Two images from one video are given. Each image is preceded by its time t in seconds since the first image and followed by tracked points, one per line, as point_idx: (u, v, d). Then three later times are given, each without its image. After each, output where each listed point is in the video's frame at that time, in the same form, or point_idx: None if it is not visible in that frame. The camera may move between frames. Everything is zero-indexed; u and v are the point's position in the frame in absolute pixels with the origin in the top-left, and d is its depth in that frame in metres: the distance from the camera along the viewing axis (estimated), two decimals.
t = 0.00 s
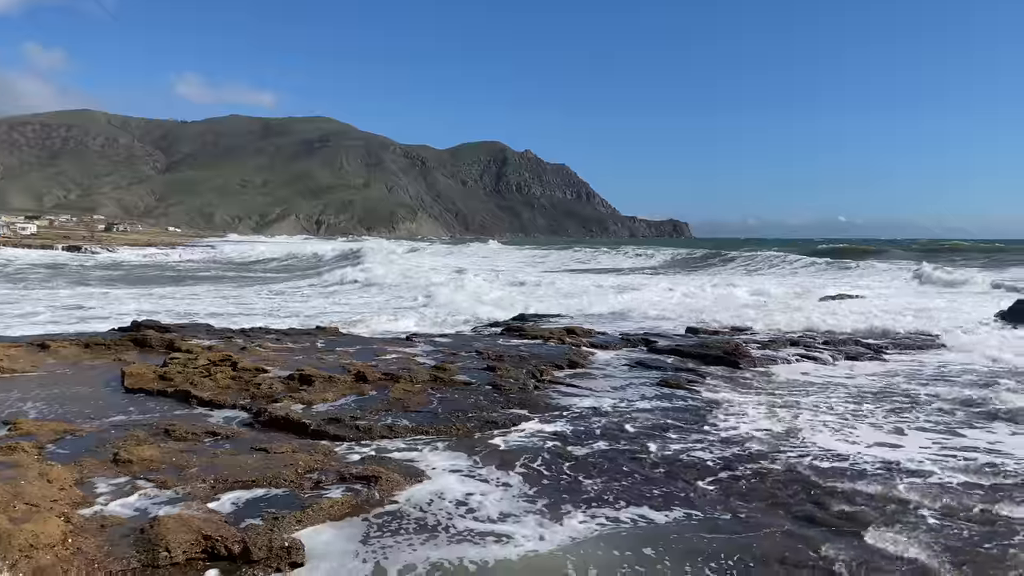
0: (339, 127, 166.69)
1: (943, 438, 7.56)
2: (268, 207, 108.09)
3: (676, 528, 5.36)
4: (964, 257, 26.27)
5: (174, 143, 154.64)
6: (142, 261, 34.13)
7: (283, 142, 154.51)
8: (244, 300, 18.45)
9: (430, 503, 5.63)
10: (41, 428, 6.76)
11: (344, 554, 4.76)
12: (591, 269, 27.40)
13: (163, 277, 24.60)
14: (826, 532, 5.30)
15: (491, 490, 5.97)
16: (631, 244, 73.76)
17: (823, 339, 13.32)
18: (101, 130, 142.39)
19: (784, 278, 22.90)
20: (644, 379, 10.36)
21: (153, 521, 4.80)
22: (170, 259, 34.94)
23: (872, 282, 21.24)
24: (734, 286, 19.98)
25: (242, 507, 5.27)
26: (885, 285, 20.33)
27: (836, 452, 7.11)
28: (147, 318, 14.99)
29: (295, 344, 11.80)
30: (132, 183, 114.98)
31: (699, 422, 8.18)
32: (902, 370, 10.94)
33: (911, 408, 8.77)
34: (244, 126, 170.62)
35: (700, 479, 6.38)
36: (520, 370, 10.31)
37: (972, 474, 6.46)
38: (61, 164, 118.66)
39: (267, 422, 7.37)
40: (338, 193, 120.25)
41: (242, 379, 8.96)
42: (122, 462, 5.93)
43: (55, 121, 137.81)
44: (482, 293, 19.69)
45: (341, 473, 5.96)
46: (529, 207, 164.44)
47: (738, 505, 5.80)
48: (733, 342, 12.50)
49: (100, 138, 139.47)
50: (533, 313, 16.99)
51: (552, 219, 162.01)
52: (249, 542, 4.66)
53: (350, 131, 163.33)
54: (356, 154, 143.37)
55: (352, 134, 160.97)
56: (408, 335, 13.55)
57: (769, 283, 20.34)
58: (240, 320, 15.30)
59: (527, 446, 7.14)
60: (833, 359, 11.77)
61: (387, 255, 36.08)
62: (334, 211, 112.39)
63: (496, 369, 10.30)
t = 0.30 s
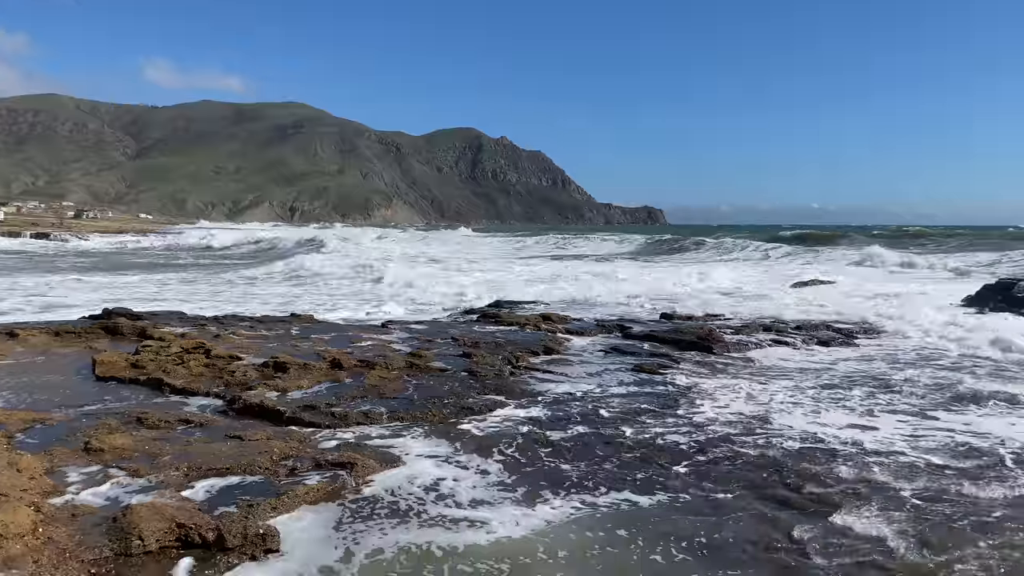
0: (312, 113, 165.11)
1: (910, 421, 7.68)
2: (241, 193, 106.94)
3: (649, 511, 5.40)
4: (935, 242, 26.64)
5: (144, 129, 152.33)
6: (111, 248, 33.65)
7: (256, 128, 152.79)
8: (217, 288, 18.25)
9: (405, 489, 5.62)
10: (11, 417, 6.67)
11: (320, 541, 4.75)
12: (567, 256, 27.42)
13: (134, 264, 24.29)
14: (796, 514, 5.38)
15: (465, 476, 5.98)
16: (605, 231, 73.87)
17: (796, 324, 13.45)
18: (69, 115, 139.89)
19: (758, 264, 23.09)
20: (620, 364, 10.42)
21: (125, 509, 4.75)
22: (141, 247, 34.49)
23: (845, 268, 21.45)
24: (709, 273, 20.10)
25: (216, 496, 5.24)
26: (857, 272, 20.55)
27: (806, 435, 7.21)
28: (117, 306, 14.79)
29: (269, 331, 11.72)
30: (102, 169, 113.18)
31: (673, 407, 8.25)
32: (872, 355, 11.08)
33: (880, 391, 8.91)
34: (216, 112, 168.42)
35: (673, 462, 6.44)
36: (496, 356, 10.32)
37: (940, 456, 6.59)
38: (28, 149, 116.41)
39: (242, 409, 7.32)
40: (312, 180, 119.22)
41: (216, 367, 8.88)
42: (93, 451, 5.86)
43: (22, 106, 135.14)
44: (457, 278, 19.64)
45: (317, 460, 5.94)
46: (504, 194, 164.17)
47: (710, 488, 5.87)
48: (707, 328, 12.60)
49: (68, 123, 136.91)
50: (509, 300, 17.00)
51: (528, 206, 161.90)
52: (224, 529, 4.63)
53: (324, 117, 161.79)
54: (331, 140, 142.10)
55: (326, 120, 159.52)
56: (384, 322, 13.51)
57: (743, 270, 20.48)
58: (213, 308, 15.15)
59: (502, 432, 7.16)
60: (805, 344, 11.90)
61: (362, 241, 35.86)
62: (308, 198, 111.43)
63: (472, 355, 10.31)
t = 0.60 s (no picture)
0: (277, 97, 162.92)
1: (872, 402, 7.82)
2: (205, 179, 105.32)
3: (616, 493, 5.45)
4: (895, 226, 27.10)
5: (104, 112, 149.22)
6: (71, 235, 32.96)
7: (220, 112, 150.41)
8: (181, 274, 17.99)
9: (373, 475, 5.61)
10: None
11: (287, 529, 4.73)
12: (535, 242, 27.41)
13: (94, 251, 23.81)
14: (758, 494, 5.46)
15: (433, 461, 5.98)
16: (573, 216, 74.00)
17: (761, 308, 13.60)
18: (26, 98, 136.47)
19: (724, 250, 23.28)
20: (588, 349, 10.46)
21: (88, 499, 4.69)
22: (101, 233, 33.88)
23: (809, 253, 21.71)
24: (676, 258, 20.22)
25: (180, 484, 5.19)
26: (821, 257, 20.82)
27: (771, 417, 7.30)
28: (77, 293, 14.52)
29: (234, 318, 11.58)
30: (60, 154, 110.76)
31: (641, 391, 8.31)
32: (836, 338, 11.25)
33: (843, 373, 9.05)
34: (178, 96, 165.42)
35: (641, 445, 6.50)
36: (464, 341, 10.31)
37: (899, 436, 6.72)
38: None
39: (207, 397, 7.24)
40: (277, 166, 117.78)
41: (180, 355, 8.77)
42: (54, 440, 5.77)
43: None
44: (426, 264, 19.55)
45: (284, 447, 5.90)
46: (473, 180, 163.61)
47: (676, 470, 5.93)
48: (675, 313, 12.69)
49: (25, 107, 133.60)
50: (477, 286, 16.97)
51: (496, 192, 161.56)
52: (190, 517, 4.59)
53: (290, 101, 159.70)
54: (296, 125, 140.34)
55: (292, 104, 157.45)
56: (351, 308, 13.42)
57: (709, 256, 20.64)
58: (177, 294, 14.94)
59: (471, 416, 7.17)
60: (770, 328, 12.05)
61: (329, 227, 35.53)
62: (274, 184, 110.09)
63: (440, 341, 10.28)
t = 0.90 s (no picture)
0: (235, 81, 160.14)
1: (829, 385, 7.96)
2: (161, 164, 103.28)
3: (577, 478, 5.49)
4: (850, 211, 27.58)
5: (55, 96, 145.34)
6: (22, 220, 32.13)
7: (175, 96, 147.40)
8: (137, 262, 17.64)
9: (334, 463, 5.58)
10: None
11: (245, 518, 4.69)
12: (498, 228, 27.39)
13: (47, 238, 23.25)
14: (717, 476, 5.53)
15: (395, 448, 5.96)
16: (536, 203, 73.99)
17: (721, 293, 13.76)
18: None
19: (684, 236, 23.49)
20: (551, 335, 10.50)
21: (40, 491, 4.58)
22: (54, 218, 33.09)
23: (770, 239, 22.00)
24: (638, 244, 20.36)
25: (136, 475, 5.10)
26: (781, 242, 21.11)
27: (730, 400, 7.40)
28: (28, 282, 14.17)
29: (192, 307, 11.40)
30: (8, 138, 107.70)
31: (603, 375, 8.36)
32: (794, 322, 11.44)
33: (801, 357, 9.20)
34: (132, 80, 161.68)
35: (603, 429, 6.55)
36: (426, 328, 10.28)
37: (853, 417, 6.86)
38: None
39: (164, 386, 7.13)
40: (235, 151, 115.93)
41: (135, 344, 8.61)
42: (4, 432, 5.63)
43: None
44: (388, 249, 19.42)
45: (243, 436, 5.84)
46: (435, 166, 162.72)
47: (637, 454, 5.99)
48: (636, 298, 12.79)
49: None
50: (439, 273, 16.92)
51: (458, 178, 160.92)
52: (146, 509, 4.52)
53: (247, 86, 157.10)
54: (254, 109, 138.09)
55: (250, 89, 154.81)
56: (311, 296, 13.29)
57: (670, 242, 20.82)
58: (132, 283, 14.65)
59: (433, 403, 7.15)
60: (730, 312, 12.20)
61: (290, 212, 35.09)
62: (231, 169, 108.35)
63: (402, 328, 10.24)
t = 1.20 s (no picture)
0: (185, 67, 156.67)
1: (780, 370, 8.11)
2: (108, 151, 100.72)
3: (534, 465, 5.51)
4: (802, 198, 28.05)
5: None
6: None
7: (123, 81, 143.69)
8: (84, 253, 17.19)
9: (288, 455, 5.52)
10: None
11: (196, 512, 4.62)
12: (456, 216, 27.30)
13: None
14: (672, 460, 5.61)
15: (351, 439, 5.92)
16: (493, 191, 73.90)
17: (678, 281, 13.89)
18: None
19: (639, 223, 23.67)
20: (508, 323, 10.51)
21: None
22: None
23: (724, 227, 22.27)
24: (595, 232, 20.47)
25: (83, 471, 4.99)
26: (735, 230, 21.39)
27: (685, 385, 7.49)
28: None
29: (141, 298, 11.16)
30: None
31: (561, 363, 8.40)
32: (747, 308, 11.60)
33: (754, 342, 9.35)
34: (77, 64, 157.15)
35: (559, 416, 6.59)
36: (383, 318, 10.21)
37: (803, 401, 6.99)
38: None
39: (112, 379, 6.98)
40: (186, 139, 113.59)
41: (82, 336, 8.40)
42: None
43: None
44: (344, 238, 19.21)
45: (195, 429, 5.75)
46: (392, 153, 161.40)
47: (593, 439, 6.04)
48: (593, 286, 12.86)
49: None
50: (396, 261, 16.80)
51: (416, 166, 159.89)
52: (93, 504, 4.43)
53: (198, 71, 153.67)
54: (206, 95, 135.32)
55: (201, 74, 151.59)
56: (266, 286, 13.11)
57: (626, 230, 20.95)
58: (78, 274, 14.28)
59: (390, 393, 7.12)
60: (685, 299, 12.33)
61: (242, 201, 34.48)
62: (182, 157, 106.16)
63: (359, 318, 10.16)
